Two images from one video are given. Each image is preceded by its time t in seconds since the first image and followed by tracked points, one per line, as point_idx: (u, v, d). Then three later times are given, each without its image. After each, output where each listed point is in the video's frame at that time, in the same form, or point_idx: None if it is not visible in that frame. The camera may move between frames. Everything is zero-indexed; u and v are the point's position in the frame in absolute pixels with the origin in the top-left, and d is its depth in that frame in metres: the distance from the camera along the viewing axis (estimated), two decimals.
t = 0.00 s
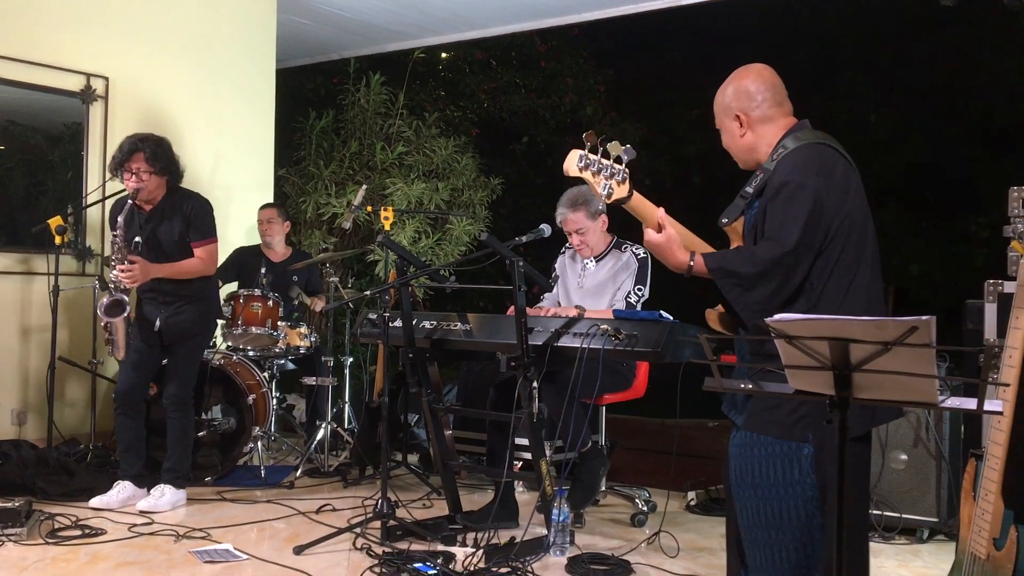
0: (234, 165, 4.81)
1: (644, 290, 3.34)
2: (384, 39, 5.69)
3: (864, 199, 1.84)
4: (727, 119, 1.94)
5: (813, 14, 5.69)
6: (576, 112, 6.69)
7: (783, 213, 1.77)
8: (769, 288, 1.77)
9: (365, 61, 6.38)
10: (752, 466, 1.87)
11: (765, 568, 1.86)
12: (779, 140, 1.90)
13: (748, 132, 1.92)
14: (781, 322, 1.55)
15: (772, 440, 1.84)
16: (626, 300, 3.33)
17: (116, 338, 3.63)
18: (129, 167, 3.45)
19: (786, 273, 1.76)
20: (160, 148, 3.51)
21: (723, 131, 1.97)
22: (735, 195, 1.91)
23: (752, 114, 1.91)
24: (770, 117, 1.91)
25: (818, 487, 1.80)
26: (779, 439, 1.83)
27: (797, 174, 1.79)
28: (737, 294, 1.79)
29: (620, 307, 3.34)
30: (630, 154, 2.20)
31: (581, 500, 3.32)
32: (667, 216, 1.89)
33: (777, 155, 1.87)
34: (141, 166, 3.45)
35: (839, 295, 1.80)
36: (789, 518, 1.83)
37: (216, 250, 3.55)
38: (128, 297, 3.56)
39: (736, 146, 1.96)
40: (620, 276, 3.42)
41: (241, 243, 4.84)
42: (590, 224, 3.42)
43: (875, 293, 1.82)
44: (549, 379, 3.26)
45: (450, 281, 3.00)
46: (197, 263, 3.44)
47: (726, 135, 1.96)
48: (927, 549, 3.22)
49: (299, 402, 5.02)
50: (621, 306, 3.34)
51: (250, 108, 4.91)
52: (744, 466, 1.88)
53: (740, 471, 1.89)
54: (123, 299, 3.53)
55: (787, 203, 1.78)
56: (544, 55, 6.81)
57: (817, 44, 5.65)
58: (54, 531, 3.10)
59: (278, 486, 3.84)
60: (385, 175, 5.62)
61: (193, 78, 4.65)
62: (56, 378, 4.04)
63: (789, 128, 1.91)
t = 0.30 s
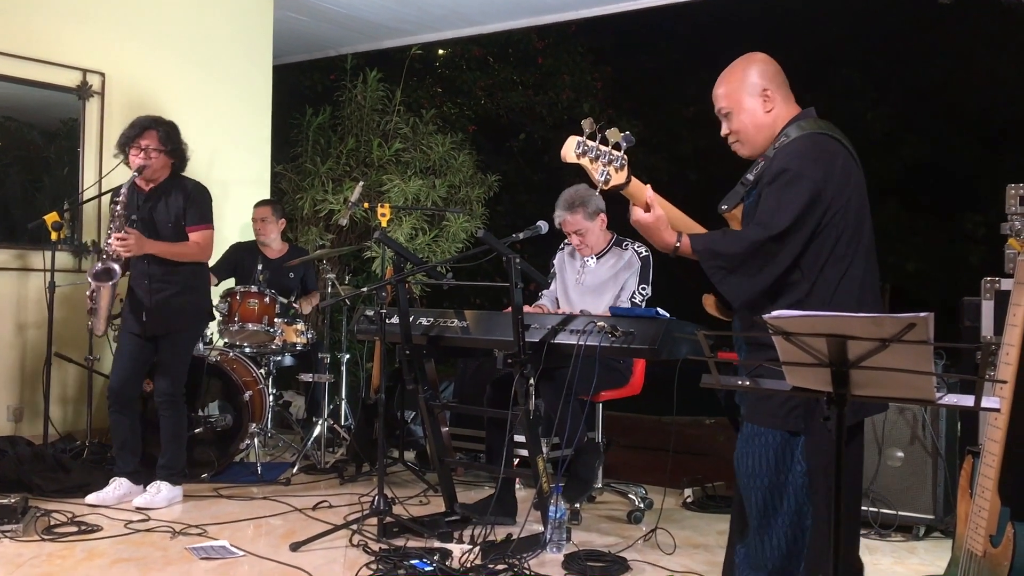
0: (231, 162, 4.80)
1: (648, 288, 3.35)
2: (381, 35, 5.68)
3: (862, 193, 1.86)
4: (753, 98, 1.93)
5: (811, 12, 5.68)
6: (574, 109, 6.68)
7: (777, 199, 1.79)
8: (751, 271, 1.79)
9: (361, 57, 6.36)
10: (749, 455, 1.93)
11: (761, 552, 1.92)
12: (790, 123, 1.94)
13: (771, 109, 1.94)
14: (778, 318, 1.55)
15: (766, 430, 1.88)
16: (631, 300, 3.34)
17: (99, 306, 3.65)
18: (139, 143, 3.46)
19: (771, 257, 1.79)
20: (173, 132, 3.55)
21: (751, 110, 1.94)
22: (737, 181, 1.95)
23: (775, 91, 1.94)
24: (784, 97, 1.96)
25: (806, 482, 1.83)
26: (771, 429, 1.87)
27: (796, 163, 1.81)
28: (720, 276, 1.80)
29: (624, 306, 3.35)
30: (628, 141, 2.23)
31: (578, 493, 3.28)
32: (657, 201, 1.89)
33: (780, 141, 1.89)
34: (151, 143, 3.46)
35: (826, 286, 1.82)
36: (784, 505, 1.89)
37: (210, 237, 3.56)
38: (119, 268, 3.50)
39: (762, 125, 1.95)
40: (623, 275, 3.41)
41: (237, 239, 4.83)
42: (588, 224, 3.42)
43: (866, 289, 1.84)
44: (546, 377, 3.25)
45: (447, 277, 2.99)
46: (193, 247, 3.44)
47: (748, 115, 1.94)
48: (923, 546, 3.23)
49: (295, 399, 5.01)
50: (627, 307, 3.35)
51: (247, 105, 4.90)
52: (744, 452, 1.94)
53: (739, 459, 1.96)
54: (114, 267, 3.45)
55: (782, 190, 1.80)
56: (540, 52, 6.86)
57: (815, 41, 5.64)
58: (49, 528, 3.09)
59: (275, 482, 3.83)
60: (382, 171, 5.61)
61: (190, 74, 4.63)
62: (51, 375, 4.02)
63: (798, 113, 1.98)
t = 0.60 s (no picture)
0: (227, 158, 4.79)
1: (646, 287, 3.36)
2: (378, 32, 5.68)
3: (865, 187, 1.87)
4: (772, 92, 1.93)
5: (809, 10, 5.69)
6: (571, 106, 6.68)
7: (785, 192, 1.79)
8: (765, 261, 1.76)
9: (358, 54, 6.36)
10: (756, 449, 1.91)
11: (768, 547, 1.90)
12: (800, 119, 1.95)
13: (786, 107, 1.95)
14: (773, 315, 1.56)
15: (774, 422, 1.88)
16: (629, 297, 3.34)
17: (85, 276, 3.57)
18: (144, 131, 3.50)
19: (782, 248, 1.77)
20: (178, 125, 3.60)
21: (762, 105, 1.94)
22: (742, 177, 1.95)
23: (789, 89, 1.94)
24: (797, 96, 1.98)
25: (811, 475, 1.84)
26: (780, 421, 1.86)
27: (800, 157, 1.81)
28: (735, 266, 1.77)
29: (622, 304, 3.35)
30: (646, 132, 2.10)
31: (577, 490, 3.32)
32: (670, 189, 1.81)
33: (783, 139, 1.91)
34: (155, 131, 3.49)
35: (832, 282, 1.82)
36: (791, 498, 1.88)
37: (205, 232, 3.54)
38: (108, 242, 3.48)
39: (771, 120, 1.95)
40: (621, 273, 3.41)
41: (233, 236, 4.82)
42: (588, 220, 3.42)
43: (865, 286, 1.83)
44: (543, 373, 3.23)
45: (443, 274, 2.99)
46: (188, 239, 3.43)
47: (765, 108, 1.94)
48: (919, 544, 3.23)
49: (291, 396, 5.00)
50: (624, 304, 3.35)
51: (244, 101, 4.89)
52: (748, 445, 1.93)
53: (744, 453, 1.94)
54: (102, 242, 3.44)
55: (788, 182, 1.80)
56: (539, 49, 6.82)
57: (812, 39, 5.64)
58: (45, 525, 3.09)
59: (271, 479, 3.83)
60: (379, 168, 5.60)
61: (187, 71, 4.63)
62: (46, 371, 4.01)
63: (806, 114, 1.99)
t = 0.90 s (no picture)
0: (226, 157, 4.79)
1: (643, 286, 3.35)
2: (377, 32, 5.67)
3: (877, 187, 1.89)
4: (786, 95, 1.93)
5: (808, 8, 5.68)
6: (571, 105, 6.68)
7: (801, 192, 1.81)
8: (781, 260, 1.80)
9: (357, 53, 6.37)
10: (769, 441, 1.98)
11: (783, 536, 1.97)
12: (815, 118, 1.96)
13: (799, 109, 1.96)
14: (770, 315, 1.56)
15: (788, 415, 1.92)
16: (626, 296, 3.33)
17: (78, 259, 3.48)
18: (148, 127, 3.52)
19: (798, 247, 1.80)
20: (183, 123, 3.62)
21: (776, 108, 1.94)
22: (759, 176, 1.95)
23: (800, 90, 1.95)
24: (809, 98, 1.99)
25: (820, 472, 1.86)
26: (793, 415, 1.91)
27: (817, 158, 1.82)
28: (752, 264, 1.81)
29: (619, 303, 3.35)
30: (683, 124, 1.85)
31: (581, 487, 3.29)
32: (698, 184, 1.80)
33: (798, 140, 1.92)
34: (159, 126, 3.51)
35: (846, 279, 1.82)
36: (801, 492, 1.93)
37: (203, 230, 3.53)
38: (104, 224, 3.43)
39: (786, 122, 1.95)
40: (618, 273, 3.41)
41: (232, 235, 4.82)
42: (585, 220, 3.42)
43: (864, 285, 1.84)
44: (542, 374, 3.23)
45: (441, 272, 2.98)
46: (185, 232, 3.41)
47: (779, 111, 1.94)
48: (917, 543, 3.24)
49: (290, 395, 5.01)
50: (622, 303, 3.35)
51: (242, 100, 4.89)
52: (763, 434, 1.99)
53: (758, 444, 2.01)
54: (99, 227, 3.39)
55: (805, 182, 1.81)
56: (538, 49, 6.66)
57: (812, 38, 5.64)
58: (43, 524, 3.09)
59: (270, 478, 3.83)
60: (378, 167, 5.60)
61: (185, 70, 4.63)
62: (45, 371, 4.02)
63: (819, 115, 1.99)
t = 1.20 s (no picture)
0: (230, 158, 4.80)
1: (645, 283, 3.35)
2: (380, 33, 5.68)
3: (888, 186, 1.96)
4: (802, 97, 2.05)
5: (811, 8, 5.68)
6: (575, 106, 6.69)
7: (817, 188, 1.87)
8: (801, 254, 1.84)
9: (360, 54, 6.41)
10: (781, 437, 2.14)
11: (796, 528, 2.11)
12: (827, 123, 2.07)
13: (814, 111, 2.07)
14: (775, 317, 1.56)
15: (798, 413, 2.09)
16: (629, 294, 3.33)
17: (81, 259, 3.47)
18: (153, 130, 3.53)
19: (816, 242, 1.85)
20: (187, 126, 3.63)
21: (793, 110, 2.05)
22: (773, 176, 2.03)
23: (815, 93, 2.06)
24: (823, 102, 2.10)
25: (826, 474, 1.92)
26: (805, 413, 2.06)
27: (831, 156, 1.90)
28: (773, 259, 1.82)
29: (622, 301, 3.34)
30: (698, 124, 2.05)
31: (584, 488, 3.29)
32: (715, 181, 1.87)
33: (812, 141, 2.01)
34: (164, 129, 3.53)
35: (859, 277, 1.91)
36: (809, 486, 2.08)
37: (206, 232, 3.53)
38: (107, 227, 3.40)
39: (803, 123, 2.06)
40: (620, 270, 3.41)
41: (236, 236, 4.83)
42: (589, 224, 3.41)
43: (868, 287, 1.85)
44: (545, 374, 3.25)
45: (445, 273, 2.99)
46: (188, 235, 3.41)
47: (796, 112, 2.05)
48: (921, 543, 3.25)
49: (294, 396, 5.01)
50: (624, 301, 3.34)
51: (245, 102, 4.90)
52: (779, 432, 2.14)
53: (770, 439, 2.18)
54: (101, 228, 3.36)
55: (821, 178, 1.88)
56: (541, 49, 6.79)
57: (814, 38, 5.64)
58: (48, 526, 3.10)
59: (273, 480, 3.84)
60: (381, 168, 5.60)
61: (189, 71, 4.64)
62: (48, 373, 4.02)
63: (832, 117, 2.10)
